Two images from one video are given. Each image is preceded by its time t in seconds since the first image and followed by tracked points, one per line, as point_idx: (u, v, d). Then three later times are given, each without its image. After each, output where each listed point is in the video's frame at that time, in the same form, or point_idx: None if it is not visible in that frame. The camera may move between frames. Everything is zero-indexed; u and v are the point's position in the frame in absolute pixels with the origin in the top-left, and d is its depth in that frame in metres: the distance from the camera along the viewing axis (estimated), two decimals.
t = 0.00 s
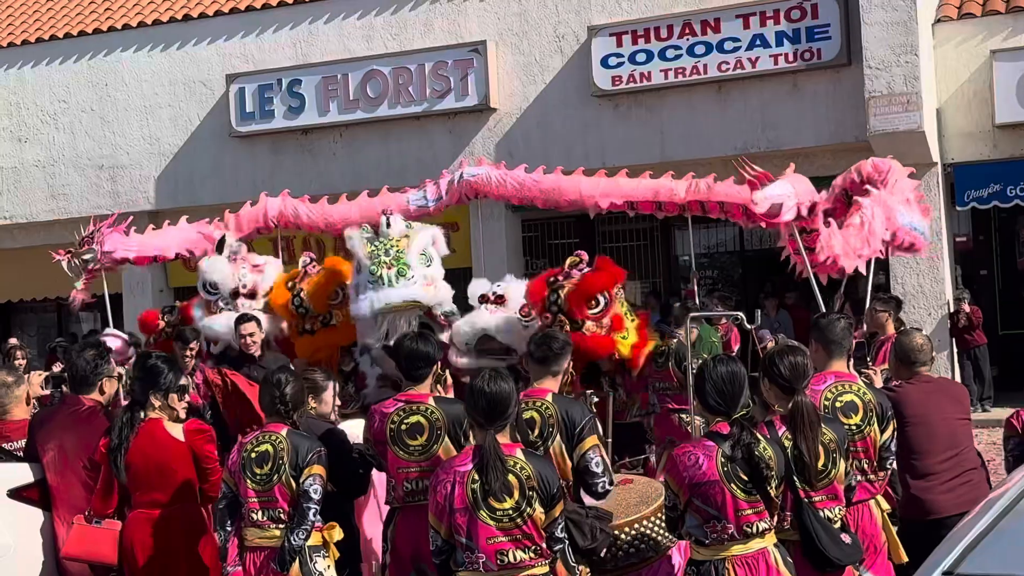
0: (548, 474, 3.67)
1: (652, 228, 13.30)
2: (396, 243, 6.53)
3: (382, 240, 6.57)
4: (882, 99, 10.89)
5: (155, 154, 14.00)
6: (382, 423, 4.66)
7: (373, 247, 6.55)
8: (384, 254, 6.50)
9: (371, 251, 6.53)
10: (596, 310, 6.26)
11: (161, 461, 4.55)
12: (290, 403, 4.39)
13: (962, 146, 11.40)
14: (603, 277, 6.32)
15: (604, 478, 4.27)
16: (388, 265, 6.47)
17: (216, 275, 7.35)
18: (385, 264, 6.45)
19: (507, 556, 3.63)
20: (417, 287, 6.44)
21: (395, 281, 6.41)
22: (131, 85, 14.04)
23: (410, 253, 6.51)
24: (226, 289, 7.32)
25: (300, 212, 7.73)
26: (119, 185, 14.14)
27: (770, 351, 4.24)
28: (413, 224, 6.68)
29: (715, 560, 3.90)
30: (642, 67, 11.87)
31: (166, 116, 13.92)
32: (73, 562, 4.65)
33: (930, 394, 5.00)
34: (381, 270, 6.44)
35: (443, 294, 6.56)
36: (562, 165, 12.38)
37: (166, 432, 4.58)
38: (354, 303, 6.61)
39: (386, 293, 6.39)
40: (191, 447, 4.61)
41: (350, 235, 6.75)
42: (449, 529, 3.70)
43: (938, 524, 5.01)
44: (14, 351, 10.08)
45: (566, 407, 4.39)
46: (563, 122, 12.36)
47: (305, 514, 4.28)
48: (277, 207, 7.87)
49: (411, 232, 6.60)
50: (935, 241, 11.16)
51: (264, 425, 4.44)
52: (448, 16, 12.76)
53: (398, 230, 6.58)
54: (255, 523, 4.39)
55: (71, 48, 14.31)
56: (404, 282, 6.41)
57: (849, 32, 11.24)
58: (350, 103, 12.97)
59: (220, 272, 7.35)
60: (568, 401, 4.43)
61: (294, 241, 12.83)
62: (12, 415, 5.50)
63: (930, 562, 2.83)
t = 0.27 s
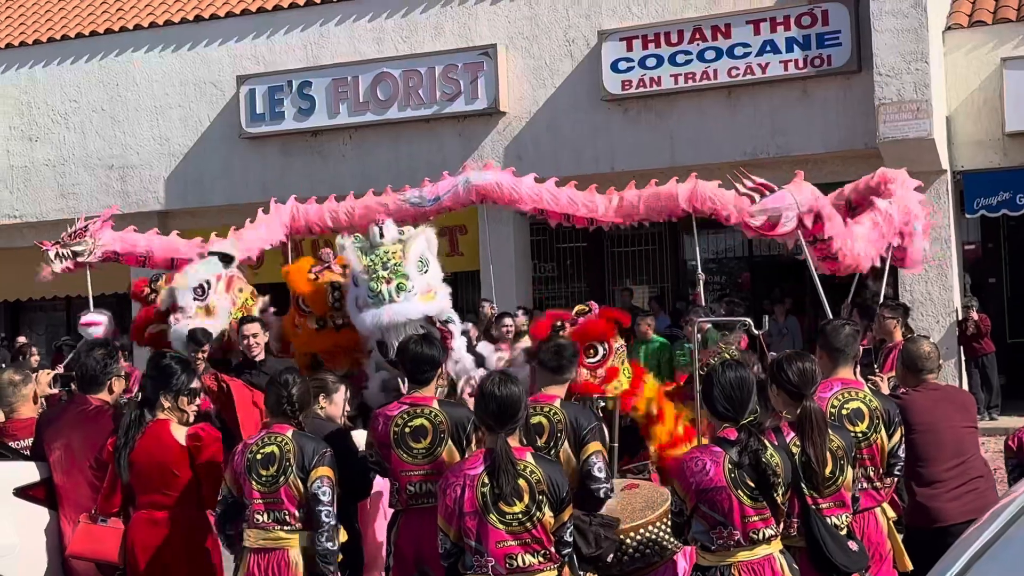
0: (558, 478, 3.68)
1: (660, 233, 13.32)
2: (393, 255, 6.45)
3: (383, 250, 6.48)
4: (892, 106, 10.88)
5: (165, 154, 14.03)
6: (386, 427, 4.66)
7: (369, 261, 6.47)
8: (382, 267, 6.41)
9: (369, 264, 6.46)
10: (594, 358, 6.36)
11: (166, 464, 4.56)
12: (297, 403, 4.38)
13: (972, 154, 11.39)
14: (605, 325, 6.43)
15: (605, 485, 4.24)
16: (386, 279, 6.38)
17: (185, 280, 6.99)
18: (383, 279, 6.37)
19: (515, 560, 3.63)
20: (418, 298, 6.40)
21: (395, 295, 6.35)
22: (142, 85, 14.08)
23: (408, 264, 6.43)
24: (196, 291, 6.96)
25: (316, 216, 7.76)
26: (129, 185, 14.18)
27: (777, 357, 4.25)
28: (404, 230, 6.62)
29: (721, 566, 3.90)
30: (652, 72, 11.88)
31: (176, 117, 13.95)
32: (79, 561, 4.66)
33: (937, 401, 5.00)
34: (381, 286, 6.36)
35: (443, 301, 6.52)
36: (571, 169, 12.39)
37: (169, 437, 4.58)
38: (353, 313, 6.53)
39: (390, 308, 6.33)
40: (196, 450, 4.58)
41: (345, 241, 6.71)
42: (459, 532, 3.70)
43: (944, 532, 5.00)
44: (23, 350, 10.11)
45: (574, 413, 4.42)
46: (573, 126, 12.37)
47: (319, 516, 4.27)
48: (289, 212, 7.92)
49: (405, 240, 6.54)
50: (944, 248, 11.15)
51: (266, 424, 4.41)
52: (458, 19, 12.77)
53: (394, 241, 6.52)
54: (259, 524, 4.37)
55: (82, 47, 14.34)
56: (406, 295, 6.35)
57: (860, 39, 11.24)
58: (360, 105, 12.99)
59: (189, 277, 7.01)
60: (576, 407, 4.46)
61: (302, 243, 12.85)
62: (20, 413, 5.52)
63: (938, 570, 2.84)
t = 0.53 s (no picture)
0: (562, 481, 3.67)
1: (666, 235, 13.30)
2: (393, 259, 6.53)
3: (387, 254, 6.56)
4: (898, 110, 10.87)
5: (171, 153, 14.04)
6: (390, 428, 4.66)
7: (369, 265, 6.53)
8: (383, 271, 6.49)
9: (370, 269, 6.52)
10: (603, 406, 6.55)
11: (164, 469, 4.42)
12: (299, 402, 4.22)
13: (978, 159, 11.37)
14: (599, 378, 6.53)
15: (609, 487, 4.26)
16: (388, 283, 6.47)
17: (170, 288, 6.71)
18: (386, 283, 6.46)
19: (518, 562, 3.63)
20: (418, 300, 6.54)
21: (398, 299, 6.46)
22: (148, 84, 14.08)
23: (409, 266, 6.55)
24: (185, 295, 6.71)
25: (315, 210, 7.70)
26: (134, 184, 14.19)
27: (782, 361, 4.23)
28: (403, 230, 6.70)
29: (724, 570, 3.89)
30: (658, 74, 11.87)
31: (182, 116, 13.96)
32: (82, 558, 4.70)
33: (941, 406, 4.98)
34: (384, 290, 6.45)
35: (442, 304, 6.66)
36: (576, 171, 12.38)
37: (168, 439, 4.43)
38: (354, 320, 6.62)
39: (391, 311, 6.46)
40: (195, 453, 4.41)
41: (339, 244, 6.77)
42: (462, 534, 3.69)
43: (947, 538, 4.99)
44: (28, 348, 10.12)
45: (574, 414, 4.40)
46: (579, 128, 12.37)
47: (323, 519, 4.10)
48: (284, 203, 7.83)
49: (404, 241, 6.65)
50: (949, 253, 11.14)
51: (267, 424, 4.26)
52: (465, 20, 12.76)
53: (394, 243, 6.61)
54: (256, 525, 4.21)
55: (89, 46, 14.35)
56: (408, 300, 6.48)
57: (867, 43, 11.22)
58: (366, 105, 13.00)
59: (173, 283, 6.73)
60: (577, 409, 4.44)
61: (307, 243, 12.86)
62: (23, 411, 5.52)
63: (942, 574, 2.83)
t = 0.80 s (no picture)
0: (564, 482, 3.66)
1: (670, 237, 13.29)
2: (398, 254, 6.56)
3: (389, 251, 6.57)
4: (904, 112, 10.85)
5: (175, 151, 14.03)
6: (393, 427, 4.65)
7: (374, 261, 6.53)
8: (389, 266, 6.51)
9: (375, 264, 6.52)
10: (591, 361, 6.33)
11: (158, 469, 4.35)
12: (327, 391, 4.10)
13: (984, 162, 11.36)
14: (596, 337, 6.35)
15: (610, 490, 4.27)
16: (394, 277, 6.48)
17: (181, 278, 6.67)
18: (391, 278, 6.46)
19: (520, 563, 3.62)
20: (419, 297, 6.49)
21: (403, 296, 6.44)
22: (154, 82, 14.07)
23: (413, 263, 6.56)
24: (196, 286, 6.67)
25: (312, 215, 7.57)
26: (140, 181, 14.19)
27: (787, 362, 4.22)
28: (407, 230, 6.72)
29: (726, 572, 3.88)
30: (664, 75, 11.86)
31: (187, 114, 13.96)
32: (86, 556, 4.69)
33: (946, 410, 4.98)
34: (389, 284, 6.45)
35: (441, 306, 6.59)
36: (581, 172, 12.37)
37: (164, 437, 4.34)
38: (353, 317, 6.55)
39: (396, 304, 6.41)
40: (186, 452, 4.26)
41: (338, 242, 6.75)
42: (464, 534, 3.68)
43: (952, 542, 4.97)
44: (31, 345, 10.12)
45: (579, 415, 4.41)
46: (584, 128, 12.36)
47: (312, 520, 4.00)
48: (282, 210, 7.67)
49: (408, 239, 6.65)
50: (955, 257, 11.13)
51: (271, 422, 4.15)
52: (471, 20, 12.76)
53: (397, 241, 6.61)
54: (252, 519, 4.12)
55: (95, 44, 14.36)
56: (411, 294, 6.45)
57: (873, 45, 11.21)
58: (372, 105, 13.00)
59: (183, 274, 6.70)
60: (582, 411, 4.45)
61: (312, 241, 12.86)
62: (26, 409, 5.52)
63: None
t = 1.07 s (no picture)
0: (566, 478, 3.66)
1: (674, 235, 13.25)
2: (396, 250, 6.56)
3: (387, 246, 6.57)
4: (909, 112, 10.84)
5: (180, 146, 14.04)
6: (397, 425, 4.65)
7: (371, 252, 6.54)
8: (385, 260, 6.52)
9: (371, 255, 6.53)
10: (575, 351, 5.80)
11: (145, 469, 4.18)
12: (349, 392, 4.07)
13: (989, 162, 11.34)
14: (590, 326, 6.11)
15: (618, 493, 4.25)
16: (388, 272, 6.48)
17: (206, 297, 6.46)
18: (384, 272, 6.47)
19: (521, 561, 3.61)
20: (413, 295, 6.47)
21: (395, 290, 6.44)
22: (159, 77, 14.07)
23: (410, 261, 6.55)
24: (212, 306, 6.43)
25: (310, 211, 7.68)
26: (144, 176, 14.20)
27: (793, 361, 4.22)
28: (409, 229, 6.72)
29: (729, 570, 3.87)
30: (669, 73, 11.86)
31: (193, 109, 13.96)
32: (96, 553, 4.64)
33: (950, 410, 4.97)
34: (382, 278, 6.46)
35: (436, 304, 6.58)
36: (585, 170, 12.36)
37: (150, 436, 4.14)
38: (345, 307, 6.56)
39: (387, 298, 6.39)
40: (173, 450, 4.07)
41: (342, 232, 6.75)
42: (465, 531, 3.68)
43: (955, 542, 4.96)
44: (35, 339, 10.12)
45: (582, 419, 4.37)
46: (589, 126, 12.35)
47: (305, 522, 3.86)
48: (281, 207, 7.76)
49: (410, 237, 6.63)
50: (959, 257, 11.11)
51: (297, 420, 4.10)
52: (477, 17, 12.74)
53: (398, 238, 6.61)
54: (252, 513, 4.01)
55: (100, 38, 14.36)
56: (403, 290, 6.44)
57: (879, 45, 11.19)
58: (377, 101, 13.00)
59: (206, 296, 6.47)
60: (584, 415, 4.41)
61: (316, 238, 12.85)
62: (29, 403, 5.52)
63: None
